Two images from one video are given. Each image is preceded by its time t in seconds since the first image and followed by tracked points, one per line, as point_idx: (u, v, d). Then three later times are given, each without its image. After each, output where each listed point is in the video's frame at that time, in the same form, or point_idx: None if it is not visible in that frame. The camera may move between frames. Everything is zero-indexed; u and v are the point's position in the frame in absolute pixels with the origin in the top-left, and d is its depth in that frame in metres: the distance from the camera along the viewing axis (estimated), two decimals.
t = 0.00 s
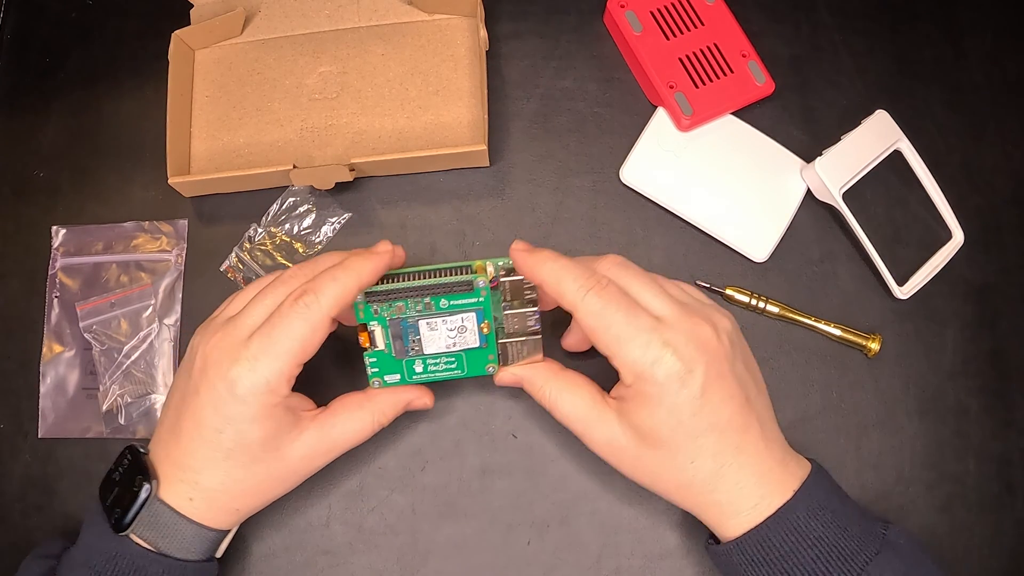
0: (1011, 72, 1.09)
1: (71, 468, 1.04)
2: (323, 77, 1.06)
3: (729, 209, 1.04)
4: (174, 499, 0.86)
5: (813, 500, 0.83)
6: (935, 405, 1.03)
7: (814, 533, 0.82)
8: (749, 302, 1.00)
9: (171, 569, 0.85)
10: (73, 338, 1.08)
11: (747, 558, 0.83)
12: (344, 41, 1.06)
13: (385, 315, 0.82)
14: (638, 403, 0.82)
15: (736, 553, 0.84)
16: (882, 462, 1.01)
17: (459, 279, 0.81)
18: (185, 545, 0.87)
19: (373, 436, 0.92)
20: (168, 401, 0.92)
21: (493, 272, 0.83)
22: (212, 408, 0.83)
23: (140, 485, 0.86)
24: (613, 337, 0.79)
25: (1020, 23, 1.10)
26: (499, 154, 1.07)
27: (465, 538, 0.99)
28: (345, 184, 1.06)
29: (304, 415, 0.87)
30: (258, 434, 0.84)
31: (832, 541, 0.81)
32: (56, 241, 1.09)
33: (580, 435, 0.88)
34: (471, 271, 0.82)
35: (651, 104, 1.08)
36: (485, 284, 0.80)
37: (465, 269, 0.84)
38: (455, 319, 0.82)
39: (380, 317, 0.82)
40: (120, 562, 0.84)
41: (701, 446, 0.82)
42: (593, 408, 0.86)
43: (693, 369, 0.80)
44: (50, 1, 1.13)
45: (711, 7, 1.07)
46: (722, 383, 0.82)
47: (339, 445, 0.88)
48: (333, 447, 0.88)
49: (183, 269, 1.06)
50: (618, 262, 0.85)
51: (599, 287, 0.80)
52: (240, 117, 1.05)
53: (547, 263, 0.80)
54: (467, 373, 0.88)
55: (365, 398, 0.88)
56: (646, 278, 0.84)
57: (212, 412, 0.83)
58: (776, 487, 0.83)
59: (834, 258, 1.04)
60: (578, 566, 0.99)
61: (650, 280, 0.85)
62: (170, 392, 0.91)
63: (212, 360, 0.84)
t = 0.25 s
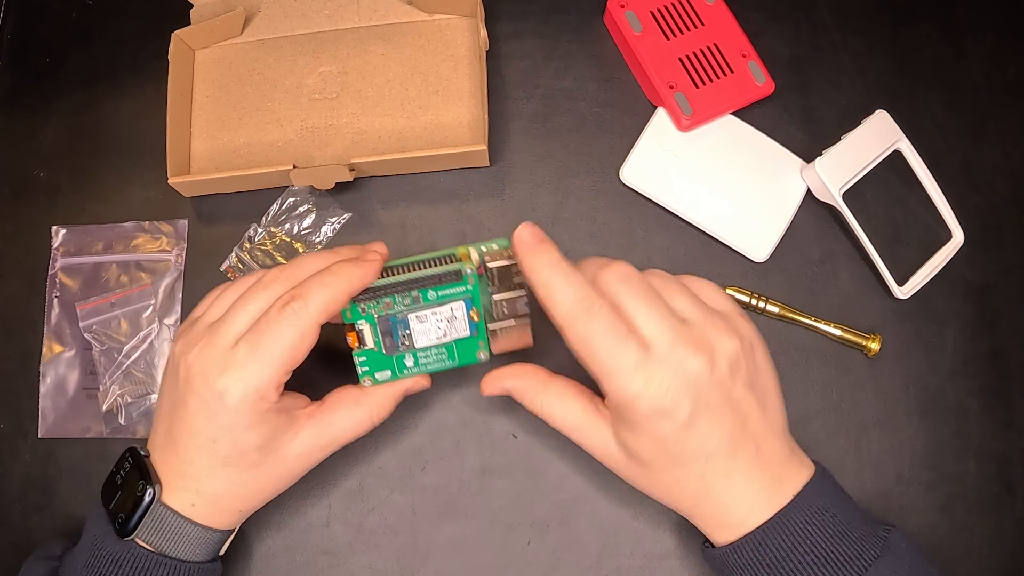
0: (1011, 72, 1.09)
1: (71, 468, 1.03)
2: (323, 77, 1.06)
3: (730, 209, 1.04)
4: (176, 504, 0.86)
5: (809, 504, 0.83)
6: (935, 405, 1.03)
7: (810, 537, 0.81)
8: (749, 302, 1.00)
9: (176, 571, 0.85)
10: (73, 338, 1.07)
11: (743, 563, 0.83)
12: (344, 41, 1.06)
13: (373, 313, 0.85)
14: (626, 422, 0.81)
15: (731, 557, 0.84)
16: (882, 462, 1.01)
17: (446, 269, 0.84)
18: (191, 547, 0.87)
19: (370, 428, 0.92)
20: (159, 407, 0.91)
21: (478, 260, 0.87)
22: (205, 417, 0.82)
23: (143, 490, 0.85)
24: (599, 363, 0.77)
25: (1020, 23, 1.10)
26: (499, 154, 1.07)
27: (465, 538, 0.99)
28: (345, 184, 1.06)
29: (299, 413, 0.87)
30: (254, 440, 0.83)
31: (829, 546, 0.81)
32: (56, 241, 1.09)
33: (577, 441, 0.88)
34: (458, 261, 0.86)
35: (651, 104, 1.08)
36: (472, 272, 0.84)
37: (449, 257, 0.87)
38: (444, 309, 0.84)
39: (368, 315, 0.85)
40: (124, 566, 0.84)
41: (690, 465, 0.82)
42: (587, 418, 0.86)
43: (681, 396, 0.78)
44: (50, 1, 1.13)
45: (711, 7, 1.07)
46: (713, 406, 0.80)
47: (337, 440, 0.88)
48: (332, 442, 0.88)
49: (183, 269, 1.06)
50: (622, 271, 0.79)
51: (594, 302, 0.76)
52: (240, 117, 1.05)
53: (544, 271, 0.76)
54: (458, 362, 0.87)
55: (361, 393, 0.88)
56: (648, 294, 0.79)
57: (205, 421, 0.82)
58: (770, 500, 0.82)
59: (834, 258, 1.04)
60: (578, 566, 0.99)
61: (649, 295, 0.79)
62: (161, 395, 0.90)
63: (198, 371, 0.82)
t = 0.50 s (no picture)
0: (1011, 72, 1.09)
1: (71, 468, 1.03)
2: (323, 77, 1.06)
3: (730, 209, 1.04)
4: (179, 508, 0.86)
5: (794, 520, 0.80)
6: (935, 405, 1.03)
7: (792, 554, 0.79)
8: (749, 302, 1.00)
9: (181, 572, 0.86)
10: (73, 338, 1.08)
11: None
12: (344, 41, 1.06)
13: (368, 308, 0.84)
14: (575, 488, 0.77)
15: None
16: (882, 462, 1.01)
17: (443, 265, 0.84)
18: (195, 548, 0.87)
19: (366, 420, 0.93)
20: (156, 412, 0.90)
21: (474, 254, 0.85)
22: (204, 423, 0.81)
23: (145, 494, 0.85)
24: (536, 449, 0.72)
25: (1020, 23, 1.10)
26: (499, 154, 1.07)
27: (465, 538, 0.99)
28: (345, 184, 1.06)
29: (296, 411, 0.87)
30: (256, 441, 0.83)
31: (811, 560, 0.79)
32: (55, 241, 1.09)
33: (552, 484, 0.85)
34: (454, 257, 0.85)
35: (651, 104, 1.08)
36: (469, 267, 0.83)
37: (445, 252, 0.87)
38: (441, 304, 0.85)
39: (363, 311, 0.85)
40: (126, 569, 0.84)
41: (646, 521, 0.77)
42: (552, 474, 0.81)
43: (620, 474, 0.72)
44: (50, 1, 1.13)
45: (711, 7, 1.07)
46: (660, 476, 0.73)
47: (337, 433, 0.89)
48: (331, 436, 0.89)
49: (183, 269, 1.06)
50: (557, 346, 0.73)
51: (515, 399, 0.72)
52: (240, 117, 1.05)
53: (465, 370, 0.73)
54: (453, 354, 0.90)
55: (357, 385, 0.89)
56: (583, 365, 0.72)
57: (203, 428, 0.82)
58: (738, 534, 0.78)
59: (834, 258, 1.04)
60: (578, 566, 0.99)
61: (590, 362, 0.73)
62: (157, 399, 0.89)
63: (194, 378, 0.81)
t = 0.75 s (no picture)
0: (1011, 73, 1.09)
1: (71, 467, 1.03)
2: (323, 77, 1.06)
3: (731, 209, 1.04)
4: (181, 509, 0.86)
5: (791, 518, 0.79)
6: (935, 405, 1.03)
7: (790, 552, 0.78)
8: (749, 302, 1.01)
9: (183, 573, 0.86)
10: (73, 338, 1.07)
11: None
12: (344, 41, 1.06)
13: (371, 310, 0.84)
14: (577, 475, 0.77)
15: None
16: (882, 462, 1.01)
17: (448, 270, 0.83)
18: (197, 549, 0.87)
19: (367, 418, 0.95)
20: (157, 415, 0.90)
21: (480, 258, 0.85)
22: (206, 426, 0.82)
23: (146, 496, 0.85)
24: (543, 431, 0.72)
25: (1020, 23, 1.10)
26: (499, 154, 1.07)
27: (465, 538, 0.99)
28: (345, 184, 1.06)
29: (298, 412, 0.88)
30: (258, 444, 0.83)
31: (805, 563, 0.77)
32: (55, 241, 1.09)
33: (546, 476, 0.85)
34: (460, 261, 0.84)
35: (651, 104, 1.08)
36: (474, 272, 0.83)
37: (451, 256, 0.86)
38: (445, 307, 0.84)
39: (367, 312, 0.84)
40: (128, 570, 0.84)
41: (649, 509, 0.76)
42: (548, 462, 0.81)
43: (623, 453, 0.72)
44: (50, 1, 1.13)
45: (711, 7, 1.07)
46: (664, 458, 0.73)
47: (339, 433, 0.90)
48: (333, 435, 0.90)
49: (183, 269, 1.06)
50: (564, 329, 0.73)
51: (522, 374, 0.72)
52: (240, 117, 1.05)
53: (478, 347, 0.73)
54: (455, 356, 0.91)
55: (357, 385, 0.90)
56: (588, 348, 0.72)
57: (206, 431, 0.82)
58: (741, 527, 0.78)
59: (834, 258, 1.05)
60: (578, 566, 0.99)
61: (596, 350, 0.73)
62: (158, 402, 0.89)
63: (197, 380, 0.81)
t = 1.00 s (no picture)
0: (1011, 73, 1.09)
1: (71, 467, 1.03)
2: (323, 77, 1.06)
3: (731, 209, 1.04)
4: (178, 509, 0.86)
5: (813, 501, 0.83)
6: (935, 405, 1.03)
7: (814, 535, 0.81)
8: (749, 302, 1.00)
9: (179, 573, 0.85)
10: (73, 338, 1.07)
11: (746, 560, 0.82)
12: (344, 41, 1.06)
13: (365, 312, 0.82)
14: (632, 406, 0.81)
15: (734, 556, 0.83)
16: (882, 462, 1.01)
17: (445, 276, 0.81)
18: (193, 550, 0.87)
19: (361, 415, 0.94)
20: (154, 417, 0.90)
21: (478, 264, 0.82)
22: (201, 427, 0.82)
23: (144, 495, 0.85)
24: (623, 354, 0.76)
25: (1020, 23, 1.10)
26: (499, 154, 1.07)
27: (465, 538, 0.99)
28: (345, 184, 1.06)
29: (291, 411, 0.88)
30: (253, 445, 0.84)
31: (829, 546, 0.81)
32: (56, 241, 1.09)
33: (585, 424, 0.89)
34: (457, 266, 0.82)
35: (651, 104, 1.08)
36: (471, 279, 0.81)
37: (448, 259, 0.83)
38: (440, 311, 0.82)
39: (360, 313, 0.82)
40: (125, 570, 0.84)
41: (694, 453, 0.81)
42: (596, 402, 0.87)
43: (690, 386, 0.77)
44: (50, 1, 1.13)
45: (711, 7, 1.07)
46: (720, 400, 0.79)
47: (332, 431, 0.89)
48: (327, 433, 0.89)
49: (183, 269, 1.06)
50: (655, 252, 0.77)
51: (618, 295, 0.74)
52: (240, 117, 1.05)
53: (568, 260, 0.75)
54: (449, 355, 0.89)
55: (349, 381, 0.90)
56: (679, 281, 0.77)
57: (201, 432, 0.82)
58: (769, 503, 0.82)
59: (834, 258, 1.05)
60: (578, 566, 0.99)
61: (680, 281, 0.77)
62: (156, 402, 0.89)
63: (193, 383, 0.81)
